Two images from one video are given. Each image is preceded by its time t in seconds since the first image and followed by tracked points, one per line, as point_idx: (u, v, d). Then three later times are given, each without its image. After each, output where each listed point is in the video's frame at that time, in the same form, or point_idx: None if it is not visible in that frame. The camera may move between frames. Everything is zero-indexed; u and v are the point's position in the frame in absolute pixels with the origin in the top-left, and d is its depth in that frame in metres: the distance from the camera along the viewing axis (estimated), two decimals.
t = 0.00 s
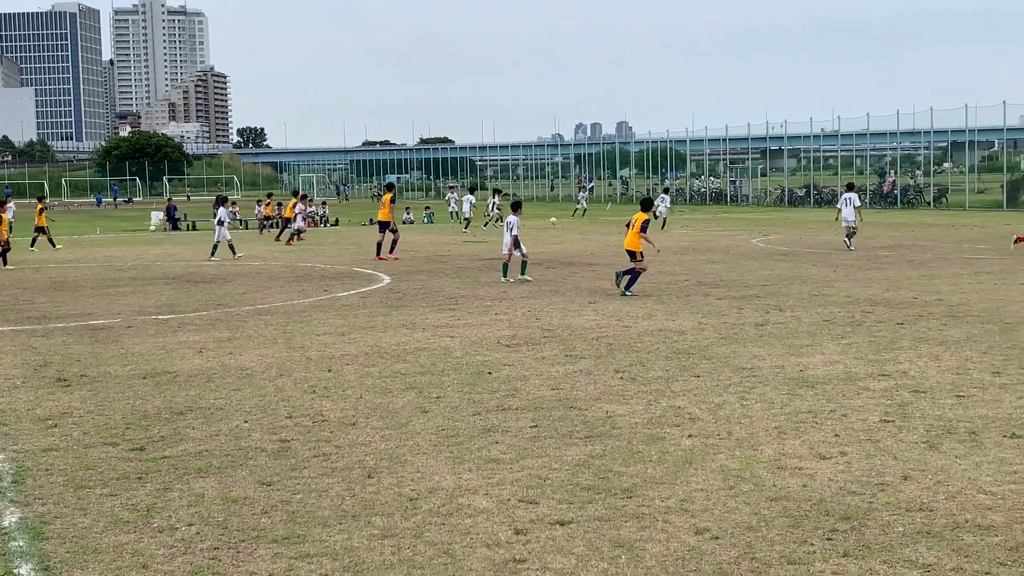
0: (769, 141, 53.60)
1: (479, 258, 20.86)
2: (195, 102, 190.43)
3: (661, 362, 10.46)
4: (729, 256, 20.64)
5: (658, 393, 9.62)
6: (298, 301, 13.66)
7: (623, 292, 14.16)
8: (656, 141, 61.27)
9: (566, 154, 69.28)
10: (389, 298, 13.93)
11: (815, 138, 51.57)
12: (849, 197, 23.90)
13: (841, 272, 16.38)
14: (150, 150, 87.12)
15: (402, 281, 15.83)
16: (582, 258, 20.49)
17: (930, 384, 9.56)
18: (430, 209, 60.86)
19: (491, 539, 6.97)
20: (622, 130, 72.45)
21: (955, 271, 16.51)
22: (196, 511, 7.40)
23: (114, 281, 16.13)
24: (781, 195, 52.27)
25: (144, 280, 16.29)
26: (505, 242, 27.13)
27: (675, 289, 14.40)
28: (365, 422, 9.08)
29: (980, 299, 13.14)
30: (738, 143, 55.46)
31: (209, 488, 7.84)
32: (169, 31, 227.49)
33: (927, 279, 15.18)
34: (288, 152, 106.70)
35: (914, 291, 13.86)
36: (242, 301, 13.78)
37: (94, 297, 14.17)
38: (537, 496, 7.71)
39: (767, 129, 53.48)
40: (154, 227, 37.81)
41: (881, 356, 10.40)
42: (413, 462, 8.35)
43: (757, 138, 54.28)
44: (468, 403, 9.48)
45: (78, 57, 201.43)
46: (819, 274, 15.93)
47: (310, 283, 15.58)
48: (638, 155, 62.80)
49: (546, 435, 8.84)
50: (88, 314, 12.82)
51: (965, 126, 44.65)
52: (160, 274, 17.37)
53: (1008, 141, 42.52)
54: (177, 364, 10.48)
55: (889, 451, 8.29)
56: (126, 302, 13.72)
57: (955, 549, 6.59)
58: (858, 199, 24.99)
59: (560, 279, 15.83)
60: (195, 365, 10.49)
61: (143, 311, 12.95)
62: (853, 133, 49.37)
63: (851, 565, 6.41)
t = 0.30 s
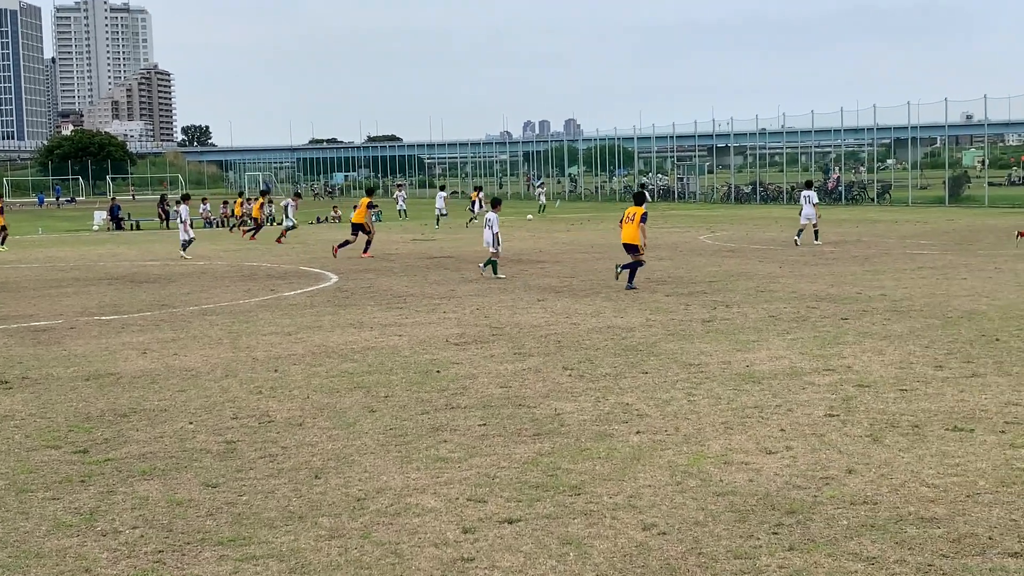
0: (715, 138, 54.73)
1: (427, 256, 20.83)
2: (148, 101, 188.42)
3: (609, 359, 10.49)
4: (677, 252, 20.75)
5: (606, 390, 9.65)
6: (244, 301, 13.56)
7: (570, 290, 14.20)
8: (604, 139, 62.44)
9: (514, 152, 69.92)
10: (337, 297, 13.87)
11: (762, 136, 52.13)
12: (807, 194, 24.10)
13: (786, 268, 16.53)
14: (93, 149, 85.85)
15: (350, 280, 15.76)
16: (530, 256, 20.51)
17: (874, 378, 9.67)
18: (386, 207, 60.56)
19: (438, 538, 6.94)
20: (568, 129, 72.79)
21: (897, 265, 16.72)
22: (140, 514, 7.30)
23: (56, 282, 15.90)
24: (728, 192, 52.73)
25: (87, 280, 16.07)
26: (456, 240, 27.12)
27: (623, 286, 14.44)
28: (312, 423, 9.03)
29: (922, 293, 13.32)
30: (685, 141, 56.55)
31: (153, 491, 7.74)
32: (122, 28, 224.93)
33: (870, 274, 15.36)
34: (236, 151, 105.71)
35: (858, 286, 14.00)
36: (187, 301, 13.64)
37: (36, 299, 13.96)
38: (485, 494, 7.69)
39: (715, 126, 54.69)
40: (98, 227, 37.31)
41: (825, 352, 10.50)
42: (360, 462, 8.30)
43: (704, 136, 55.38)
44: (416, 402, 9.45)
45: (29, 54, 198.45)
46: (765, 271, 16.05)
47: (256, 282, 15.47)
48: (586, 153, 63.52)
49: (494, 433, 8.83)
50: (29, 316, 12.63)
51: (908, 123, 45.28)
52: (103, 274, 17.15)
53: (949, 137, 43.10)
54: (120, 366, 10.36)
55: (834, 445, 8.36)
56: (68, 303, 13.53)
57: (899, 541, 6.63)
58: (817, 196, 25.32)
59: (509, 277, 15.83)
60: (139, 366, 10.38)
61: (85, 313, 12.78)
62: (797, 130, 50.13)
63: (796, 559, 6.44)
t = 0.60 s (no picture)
0: (682, 136, 55.17)
1: (393, 255, 20.79)
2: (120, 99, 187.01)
3: (577, 357, 10.50)
4: (643, 249, 20.80)
5: (574, 388, 9.66)
6: (210, 301, 13.50)
7: (538, 288, 14.21)
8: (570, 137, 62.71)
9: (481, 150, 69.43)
10: (303, 296, 13.83)
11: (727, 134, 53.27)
12: (787, 190, 24.21)
13: (752, 266, 16.61)
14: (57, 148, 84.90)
15: (317, 279, 15.71)
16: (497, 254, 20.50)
17: (840, 374, 9.73)
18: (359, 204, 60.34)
19: (406, 537, 6.90)
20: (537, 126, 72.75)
21: (863, 262, 16.83)
22: (104, 516, 7.23)
23: (19, 282, 15.76)
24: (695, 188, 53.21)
25: (50, 281, 15.94)
26: (425, 238, 27.08)
27: (590, 284, 14.45)
28: (279, 422, 8.98)
29: (887, 290, 13.41)
30: (653, 138, 56.81)
31: (118, 492, 7.67)
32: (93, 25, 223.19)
33: (836, 271, 15.44)
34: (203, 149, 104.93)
35: (824, 283, 14.08)
36: (151, 301, 13.56)
37: None
38: (453, 493, 7.67)
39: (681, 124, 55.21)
40: (61, 227, 36.98)
41: (792, 348, 10.55)
42: (328, 462, 8.25)
43: (670, 133, 55.79)
44: (383, 401, 9.42)
45: None
46: (732, 268, 16.11)
47: (222, 282, 15.39)
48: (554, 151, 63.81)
49: (461, 432, 8.80)
50: None
51: (874, 120, 45.86)
52: (66, 275, 17.01)
53: (913, 135, 43.43)
54: (85, 366, 10.29)
55: (800, 441, 8.39)
56: (32, 304, 13.42)
57: (865, 536, 6.64)
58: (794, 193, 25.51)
59: (476, 275, 15.83)
60: (103, 366, 10.30)
61: (48, 313, 12.68)
62: (763, 127, 50.59)
63: (764, 555, 6.44)
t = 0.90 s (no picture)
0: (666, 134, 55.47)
1: (377, 254, 20.75)
2: (104, 98, 186.31)
3: (561, 356, 10.52)
4: (627, 247, 20.83)
5: (558, 386, 9.68)
6: (193, 300, 13.48)
7: (522, 286, 14.22)
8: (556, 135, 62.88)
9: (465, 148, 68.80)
10: (287, 295, 13.81)
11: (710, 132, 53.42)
12: (780, 187, 24.26)
13: (736, 263, 16.64)
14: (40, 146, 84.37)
15: (301, 278, 15.70)
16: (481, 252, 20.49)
17: (824, 371, 9.76)
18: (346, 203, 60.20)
19: (390, 536, 6.90)
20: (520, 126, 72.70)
21: (846, 260, 16.88)
22: (88, 515, 7.22)
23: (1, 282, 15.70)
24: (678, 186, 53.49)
25: (32, 280, 15.88)
26: (410, 237, 27.03)
27: (574, 283, 14.47)
28: (262, 422, 8.97)
29: (870, 287, 13.45)
30: (636, 136, 57.36)
31: (102, 492, 7.66)
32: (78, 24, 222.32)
33: (819, 269, 15.48)
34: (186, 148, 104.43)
35: (807, 281, 14.11)
36: (135, 301, 13.52)
37: None
38: (437, 491, 7.67)
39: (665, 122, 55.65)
40: (43, 226, 36.81)
41: (775, 346, 10.59)
42: (311, 461, 8.24)
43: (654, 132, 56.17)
44: (367, 400, 9.43)
45: None
46: (716, 266, 16.14)
47: (205, 281, 15.36)
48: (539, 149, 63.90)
49: (446, 430, 8.80)
50: None
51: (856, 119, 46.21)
52: (48, 274, 16.94)
53: (896, 132, 43.81)
54: (67, 366, 10.25)
55: (784, 438, 8.41)
56: (14, 304, 13.37)
57: (847, 533, 6.67)
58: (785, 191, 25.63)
59: (461, 274, 15.83)
60: (87, 366, 10.28)
61: (30, 313, 12.63)
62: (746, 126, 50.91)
63: (747, 552, 6.46)
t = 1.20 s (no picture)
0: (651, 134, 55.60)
1: (362, 254, 20.70)
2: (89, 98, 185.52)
3: (546, 355, 10.53)
4: (612, 247, 20.85)
5: (543, 386, 9.69)
6: (177, 301, 13.43)
7: (507, 286, 14.21)
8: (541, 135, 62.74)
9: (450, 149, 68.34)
10: (272, 296, 13.79)
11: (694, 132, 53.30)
12: (771, 187, 24.33)
13: (721, 262, 16.66)
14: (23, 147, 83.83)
15: (286, 278, 15.67)
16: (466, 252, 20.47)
17: (808, 370, 9.80)
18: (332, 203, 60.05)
19: (376, 537, 6.89)
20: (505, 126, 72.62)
21: (830, 259, 16.91)
22: (73, 517, 7.19)
23: None
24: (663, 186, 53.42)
25: (14, 282, 15.81)
26: (395, 237, 27.00)
27: (560, 283, 14.47)
28: (248, 423, 8.96)
29: (854, 286, 13.49)
30: (621, 136, 57.62)
31: (86, 493, 7.63)
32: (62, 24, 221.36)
33: (804, 268, 15.52)
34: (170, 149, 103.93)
35: (791, 280, 14.14)
36: (118, 302, 13.47)
37: None
38: (423, 492, 7.65)
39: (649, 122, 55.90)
40: (26, 227, 36.60)
41: (760, 345, 10.62)
42: (297, 462, 8.23)
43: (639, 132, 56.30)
44: (353, 400, 9.42)
45: None
46: (701, 265, 16.17)
47: (189, 282, 15.31)
48: (523, 150, 63.77)
49: (431, 431, 8.80)
50: None
51: (840, 118, 46.29)
52: (31, 275, 16.86)
53: (879, 132, 43.92)
54: (51, 368, 10.21)
55: (768, 437, 8.44)
56: None
57: (832, 532, 6.68)
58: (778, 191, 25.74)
59: (446, 274, 15.81)
60: (70, 368, 10.25)
61: (13, 315, 12.57)
62: (731, 126, 51.06)
63: (732, 551, 6.47)
